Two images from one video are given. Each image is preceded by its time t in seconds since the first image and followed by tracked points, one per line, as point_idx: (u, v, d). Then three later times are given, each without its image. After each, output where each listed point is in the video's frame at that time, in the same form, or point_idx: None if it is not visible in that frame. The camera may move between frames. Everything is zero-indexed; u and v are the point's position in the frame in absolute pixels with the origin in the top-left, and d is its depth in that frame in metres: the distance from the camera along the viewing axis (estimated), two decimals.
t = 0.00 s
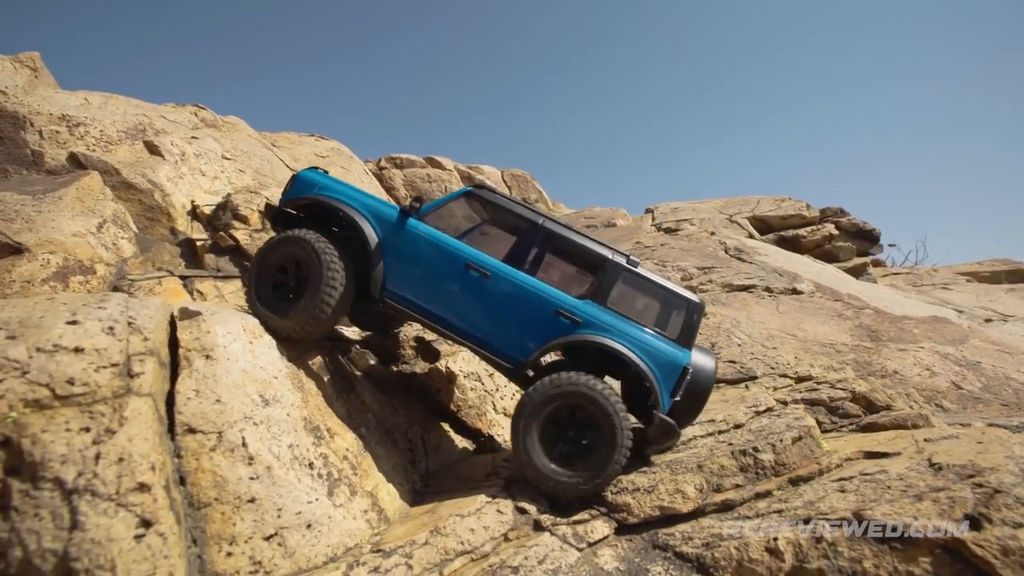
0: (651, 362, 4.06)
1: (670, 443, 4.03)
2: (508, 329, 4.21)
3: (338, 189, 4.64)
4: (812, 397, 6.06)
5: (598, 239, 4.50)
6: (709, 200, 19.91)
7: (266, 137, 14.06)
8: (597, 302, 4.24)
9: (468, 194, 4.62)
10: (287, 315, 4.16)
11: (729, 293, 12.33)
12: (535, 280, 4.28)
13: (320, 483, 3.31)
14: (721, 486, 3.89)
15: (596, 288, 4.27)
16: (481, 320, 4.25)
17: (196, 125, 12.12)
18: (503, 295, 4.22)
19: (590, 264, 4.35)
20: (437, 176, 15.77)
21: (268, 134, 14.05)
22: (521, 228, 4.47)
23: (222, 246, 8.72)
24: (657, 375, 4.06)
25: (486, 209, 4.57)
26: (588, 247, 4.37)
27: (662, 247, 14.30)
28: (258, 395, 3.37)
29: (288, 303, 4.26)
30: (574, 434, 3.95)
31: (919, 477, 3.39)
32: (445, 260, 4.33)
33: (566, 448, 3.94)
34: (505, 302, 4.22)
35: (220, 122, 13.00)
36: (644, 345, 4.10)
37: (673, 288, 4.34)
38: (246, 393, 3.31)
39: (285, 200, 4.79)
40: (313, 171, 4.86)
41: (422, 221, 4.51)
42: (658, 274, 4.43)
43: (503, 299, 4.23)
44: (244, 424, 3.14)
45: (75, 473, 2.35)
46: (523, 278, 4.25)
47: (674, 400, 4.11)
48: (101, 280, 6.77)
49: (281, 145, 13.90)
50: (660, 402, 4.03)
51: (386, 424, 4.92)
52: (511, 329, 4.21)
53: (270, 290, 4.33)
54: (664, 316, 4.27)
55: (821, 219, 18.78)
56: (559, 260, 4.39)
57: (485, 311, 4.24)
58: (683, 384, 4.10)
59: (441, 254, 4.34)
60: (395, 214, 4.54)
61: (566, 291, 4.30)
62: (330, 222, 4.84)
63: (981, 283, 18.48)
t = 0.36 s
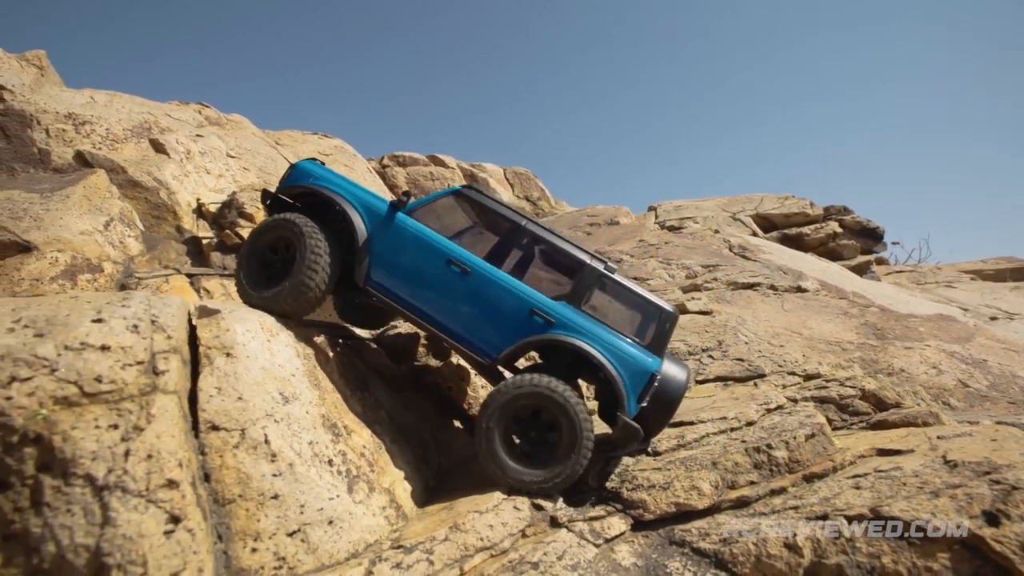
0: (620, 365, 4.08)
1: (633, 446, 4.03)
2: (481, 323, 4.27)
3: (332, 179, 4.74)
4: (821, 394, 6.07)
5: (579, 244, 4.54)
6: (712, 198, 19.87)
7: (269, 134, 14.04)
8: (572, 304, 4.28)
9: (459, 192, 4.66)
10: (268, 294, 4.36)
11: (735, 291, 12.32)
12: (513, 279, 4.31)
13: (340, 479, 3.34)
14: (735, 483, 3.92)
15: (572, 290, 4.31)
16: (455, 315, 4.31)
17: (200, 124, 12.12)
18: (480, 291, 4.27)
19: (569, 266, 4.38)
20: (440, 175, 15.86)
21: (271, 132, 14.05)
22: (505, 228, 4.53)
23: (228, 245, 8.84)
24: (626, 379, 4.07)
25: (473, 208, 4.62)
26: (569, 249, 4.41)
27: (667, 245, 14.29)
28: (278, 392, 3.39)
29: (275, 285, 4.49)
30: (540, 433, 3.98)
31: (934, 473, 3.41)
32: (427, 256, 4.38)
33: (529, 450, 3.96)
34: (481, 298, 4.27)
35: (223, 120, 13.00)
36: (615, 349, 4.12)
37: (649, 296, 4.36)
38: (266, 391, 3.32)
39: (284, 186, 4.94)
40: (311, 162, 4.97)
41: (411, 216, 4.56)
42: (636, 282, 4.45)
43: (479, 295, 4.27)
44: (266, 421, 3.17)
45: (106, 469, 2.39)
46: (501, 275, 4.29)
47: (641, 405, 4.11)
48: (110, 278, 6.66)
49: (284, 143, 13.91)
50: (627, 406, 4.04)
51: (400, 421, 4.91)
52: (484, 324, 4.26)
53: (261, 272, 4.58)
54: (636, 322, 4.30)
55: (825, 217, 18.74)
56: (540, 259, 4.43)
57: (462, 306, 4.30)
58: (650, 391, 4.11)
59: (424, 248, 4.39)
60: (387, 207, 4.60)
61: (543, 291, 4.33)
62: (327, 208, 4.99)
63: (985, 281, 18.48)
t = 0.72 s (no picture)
0: (583, 368, 4.06)
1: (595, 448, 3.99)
2: (448, 323, 4.30)
3: (320, 185, 4.92)
4: (834, 392, 6.05)
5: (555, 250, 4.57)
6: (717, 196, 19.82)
7: (274, 135, 14.05)
8: (541, 307, 4.28)
9: (438, 197, 4.76)
10: (251, 289, 4.54)
11: (742, 289, 12.28)
12: (483, 281, 4.34)
13: (360, 480, 3.35)
14: (753, 482, 3.92)
15: (541, 292, 4.32)
16: (425, 315, 4.36)
17: (206, 125, 12.14)
18: (450, 292, 4.31)
19: (539, 269, 4.39)
20: (443, 175, 15.97)
21: (276, 133, 14.06)
22: (479, 231, 4.58)
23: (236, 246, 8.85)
24: (589, 382, 4.05)
25: (449, 214, 4.70)
26: (539, 253, 4.43)
27: (673, 244, 14.24)
28: (299, 393, 3.40)
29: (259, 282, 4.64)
30: (499, 434, 3.93)
31: (955, 472, 3.41)
32: (402, 257, 4.45)
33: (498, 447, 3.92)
34: (451, 299, 4.30)
35: (228, 121, 13.02)
36: (581, 352, 4.10)
37: (620, 301, 4.34)
38: (287, 391, 3.33)
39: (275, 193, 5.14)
40: (301, 168, 5.15)
41: (389, 219, 4.64)
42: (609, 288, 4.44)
43: (449, 296, 4.31)
44: (288, 422, 3.18)
45: (136, 470, 2.41)
46: (471, 277, 4.33)
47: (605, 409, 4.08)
48: (120, 280, 6.64)
49: (289, 144, 13.92)
50: (589, 409, 4.01)
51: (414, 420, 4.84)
52: (452, 323, 4.29)
53: (247, 271, 4.74)
54: (605, 327, 4.29)
55: (830, 215, 18.68)
56: (511, 261, 4.47)
57: (432, 307, 4.34)
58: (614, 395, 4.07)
59: (399, 250, 4.47)
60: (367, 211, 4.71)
61: (512, 294, 4.35)
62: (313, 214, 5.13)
63: (992, 278, 18.41)
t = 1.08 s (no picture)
0: (546, 379, 3.96)
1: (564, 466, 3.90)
2: (417, 330, 4.33)
3: (301, 192, 5.06)
4: (847, 391, 6.02)
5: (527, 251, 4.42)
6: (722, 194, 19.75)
7: (278, 135, 14.05)
8: (507, 314, 4.17)
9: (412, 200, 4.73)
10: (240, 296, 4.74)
11: (749, 288, 12.23)
12: (452, 289, 4.29)
13: (381, 478, 3.34)
14: (771, 480, 3.90)
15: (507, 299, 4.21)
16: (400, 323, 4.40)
17: (212, 125, 12.15)
18: (419, 300, 4.31)
19: (509, 274, 4.27)
20: (448, 174, 15.99)
21: (281, 133, 14.07)
22: (450, 235, 4.50)
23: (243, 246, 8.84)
24: (552, 393, 3.96)
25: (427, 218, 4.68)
26: (509, 256, 4.32)
27: (679, 242, 14.20)
28: (319, 392, 3.39)
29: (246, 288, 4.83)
30: (466, 442, 3.90)
31: (978, 471, 3.40)
32: (375, 264, 4.51)
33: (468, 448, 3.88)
34: (422, 308, 4.32)
35: (234, 122, 13.03)
36: (543, 362, 3.98)
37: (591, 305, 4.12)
38: (307, 390, 3.33)
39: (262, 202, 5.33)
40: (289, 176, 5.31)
41: (365, 225, 4.70)
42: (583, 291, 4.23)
43: (417, 304, 4.33)
44: (309, 421, 3.19)
45: (164, 469, 2.43)
46: (436, 284, 4.30)
47: (570, 421, 3.97)
48: (130, 280, 6.64)
49: (294, 143, 13.92)
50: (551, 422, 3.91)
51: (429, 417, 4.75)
52: (423, 333, 4.31)
53: (237, 278, 4.94)
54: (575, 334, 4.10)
55: (836, 213, 18.60)
56: (481, 266, 4.39)
57: (402, 315, 4.39)
58: (580, 407, 3.94)
59: (371, 258, 4.53)
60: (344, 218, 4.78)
61: (479, 300, 4.27)
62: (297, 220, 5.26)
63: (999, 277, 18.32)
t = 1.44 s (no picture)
0: (544, 350, 3.88)
1: (564, 436, 3.76)
2: (421, 310, 4.30)
3: (315, 187, 5.14)
4: (861, 389, 5.99)
5: (526, 231, 4.44)
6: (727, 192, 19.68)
7: (284, 134, 14.05)
8: (506, 289, 4.15)
9: (416, 187, 4.79)
10: (256, 288, 4.74)
11: (757, 286, 12.18)
12: (452, 267, 4.31)
13: (401, 475, 3.32)
14: (790, 478, 3.87)
15: (506, 275, 4.19)
16: (402, 303, 4.38)
17: (218, 124, 12.15)
18: (422, 280, 4.32)
19: (508, 251, 4.27)
20: (452, 172, 15.96)
21: (286, 132, 14.06)
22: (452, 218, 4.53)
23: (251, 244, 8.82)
24: (550, 364, 3.87)
25: (429, 204, 4.70)
26: (508, 236, 4.33)
27: (686, 241, 14.14)
28: (338, 389, 3.37)
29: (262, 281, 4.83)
30: (466, 408, 3.79)
31: (1001, 469, 3.41)
32: (380, 247, 4.54)
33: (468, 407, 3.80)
34: (423, 286, 4.31)
35: (239, 120, 13.02)
36: (540, 332, 3.92)
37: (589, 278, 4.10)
38: (326, 387, 3.31)
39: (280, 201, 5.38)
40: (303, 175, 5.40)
41: (372, 213, 4.75)
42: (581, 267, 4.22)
43: (420, 283, 4.33)
44: (330, 418, 3.18)
45: (190, 465, 2.44)
46: (438, 263, 4.32)
47: (569, 393, 3.85)
48: (139, 278, 6.62)
49: (300, 142, 13.91)
50: (548, 392, 3.81)
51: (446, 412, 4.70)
52: (425, 313, 4.29)
53: (254, 272, 4.95)
54: (573, 307, 4.05)
55: (842, 211, 18.53)
56: (482, 246, 4.39)
57: (405, 295, 4.38)
58: (577, 377, 3.83)
59: (376, 241, 4.57)
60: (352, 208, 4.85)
61: (480, 277, 4.26)
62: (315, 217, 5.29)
63: (1006, 275, 18.26)
